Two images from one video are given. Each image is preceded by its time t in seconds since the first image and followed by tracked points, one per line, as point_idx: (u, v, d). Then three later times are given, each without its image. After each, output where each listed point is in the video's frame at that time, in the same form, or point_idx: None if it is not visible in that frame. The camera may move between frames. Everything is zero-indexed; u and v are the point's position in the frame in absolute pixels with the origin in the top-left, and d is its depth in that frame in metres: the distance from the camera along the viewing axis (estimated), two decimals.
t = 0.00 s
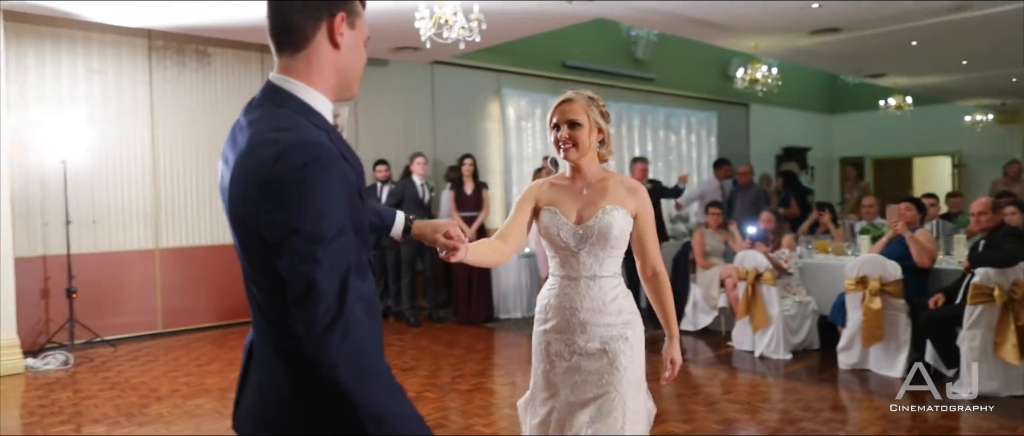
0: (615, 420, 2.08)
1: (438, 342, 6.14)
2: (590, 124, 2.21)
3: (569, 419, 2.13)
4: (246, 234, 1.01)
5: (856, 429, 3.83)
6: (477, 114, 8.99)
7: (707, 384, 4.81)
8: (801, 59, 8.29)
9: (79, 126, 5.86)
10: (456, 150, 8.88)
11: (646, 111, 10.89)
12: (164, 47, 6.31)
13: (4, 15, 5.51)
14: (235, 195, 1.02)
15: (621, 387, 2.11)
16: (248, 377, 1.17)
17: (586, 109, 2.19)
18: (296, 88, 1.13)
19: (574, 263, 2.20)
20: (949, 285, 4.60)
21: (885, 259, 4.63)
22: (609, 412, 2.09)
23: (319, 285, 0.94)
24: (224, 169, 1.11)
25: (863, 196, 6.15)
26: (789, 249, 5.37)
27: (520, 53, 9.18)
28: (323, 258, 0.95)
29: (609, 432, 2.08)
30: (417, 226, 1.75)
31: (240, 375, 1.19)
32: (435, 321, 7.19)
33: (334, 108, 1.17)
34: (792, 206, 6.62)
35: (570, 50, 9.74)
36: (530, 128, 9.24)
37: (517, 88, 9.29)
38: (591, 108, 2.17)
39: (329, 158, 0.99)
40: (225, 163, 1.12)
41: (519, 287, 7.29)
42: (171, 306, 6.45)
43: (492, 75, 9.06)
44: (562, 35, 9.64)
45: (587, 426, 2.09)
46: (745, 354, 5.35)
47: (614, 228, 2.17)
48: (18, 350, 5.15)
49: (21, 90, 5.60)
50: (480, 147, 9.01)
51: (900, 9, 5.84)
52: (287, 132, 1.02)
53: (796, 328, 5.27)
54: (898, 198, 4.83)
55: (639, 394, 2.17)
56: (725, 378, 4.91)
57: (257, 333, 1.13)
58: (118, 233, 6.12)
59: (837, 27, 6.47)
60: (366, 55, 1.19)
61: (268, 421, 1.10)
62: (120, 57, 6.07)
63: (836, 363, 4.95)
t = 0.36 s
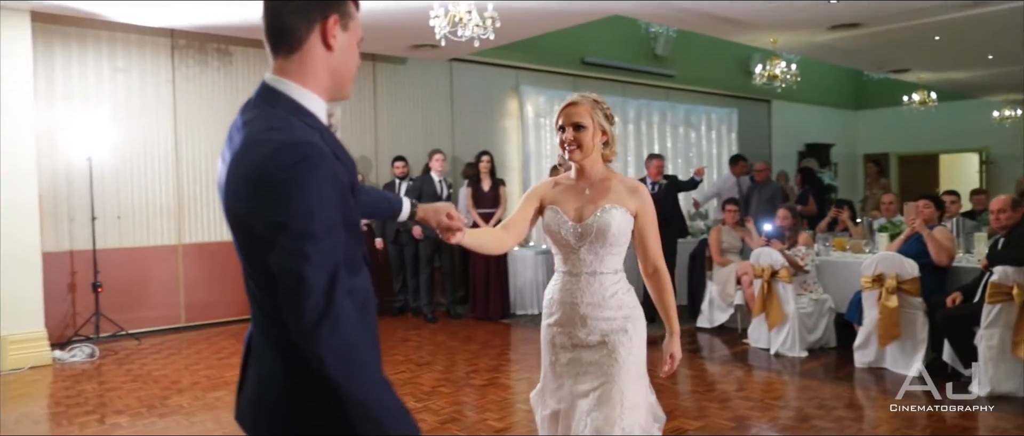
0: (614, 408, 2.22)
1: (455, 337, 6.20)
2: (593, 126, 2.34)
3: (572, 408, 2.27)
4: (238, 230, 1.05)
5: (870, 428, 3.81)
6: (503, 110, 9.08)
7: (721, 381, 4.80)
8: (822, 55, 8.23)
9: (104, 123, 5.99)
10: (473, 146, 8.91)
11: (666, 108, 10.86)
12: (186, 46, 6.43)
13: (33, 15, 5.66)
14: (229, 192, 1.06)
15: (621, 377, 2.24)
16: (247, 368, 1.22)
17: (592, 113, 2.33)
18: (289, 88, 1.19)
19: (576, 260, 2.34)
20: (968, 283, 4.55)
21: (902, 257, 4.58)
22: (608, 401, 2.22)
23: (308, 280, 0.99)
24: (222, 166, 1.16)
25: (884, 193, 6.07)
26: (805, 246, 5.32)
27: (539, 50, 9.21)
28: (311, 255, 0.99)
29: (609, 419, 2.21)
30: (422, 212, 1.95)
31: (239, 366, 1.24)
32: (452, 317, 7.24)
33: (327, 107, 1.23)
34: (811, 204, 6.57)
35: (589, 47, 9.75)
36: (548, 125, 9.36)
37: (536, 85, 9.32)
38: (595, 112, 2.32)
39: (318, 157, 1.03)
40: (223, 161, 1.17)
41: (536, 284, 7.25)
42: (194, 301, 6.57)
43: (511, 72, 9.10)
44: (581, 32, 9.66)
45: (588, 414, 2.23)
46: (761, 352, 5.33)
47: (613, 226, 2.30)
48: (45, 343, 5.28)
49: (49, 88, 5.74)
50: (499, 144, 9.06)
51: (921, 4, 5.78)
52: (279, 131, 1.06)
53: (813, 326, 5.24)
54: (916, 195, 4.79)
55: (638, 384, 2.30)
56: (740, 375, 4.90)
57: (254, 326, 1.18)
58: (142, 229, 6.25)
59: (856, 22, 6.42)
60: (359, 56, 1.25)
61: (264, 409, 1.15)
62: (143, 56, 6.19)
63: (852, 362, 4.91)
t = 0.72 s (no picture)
0: (613, 398, 2.26)
1: (471, 333, 6.25)
2: (598, 127, 2.38)
3: (574, 395, 2.34)
4: (233, 226, 1.10)
5: (883, 426, 3.79)
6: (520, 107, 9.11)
7: (735, 378, 4.79)
8: (841, 50, 8.15)
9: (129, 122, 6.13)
10: (490, 143, 8.94)
11: (684, 105, 10.83)
12: (208, 45, 6.54)
13: (59, 16, 5.80)
14: (225, 188, 1.11)
15: (621, 368, 2.28)
16: (246, 360, 1.27)
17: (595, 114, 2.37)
18: (283, 88, 1.26)
19: (581, 253, 2.38)
20: (985, 282, 4.51)
21: (918, 255, 4.56)
22: (608, 390, 2.27)
23: (298, 273, 1.03)
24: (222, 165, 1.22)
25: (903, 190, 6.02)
26: (820, 244, 5.29)
27: (557, 47, 9.23)
28: (300, 248, 1.03)
29: (608, 409, 2.26)
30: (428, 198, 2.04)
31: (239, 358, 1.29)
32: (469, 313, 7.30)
33: (321, 106, 1.30)
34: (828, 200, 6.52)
35: (607, 44, 9.75)
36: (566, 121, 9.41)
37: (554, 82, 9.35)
38: (598, 113, 2.36)
39: (309, 155, 1.08)
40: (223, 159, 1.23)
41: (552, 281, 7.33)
42: (215, 296, 6.69)
43: (529, 69, 9.14)
44: (599, 28, 9.66)
45: (588, 401, 2.29)
46: (776, 349, 5.31)
47: (615, 222, 2.34)
48: (71, 336, 5.42)
49: (76, 88, 5.88)
50: (516, 141, 9.11)
51: None
52: (272, 130, 1.11)
53: (828, 324, 5.21)
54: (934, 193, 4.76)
55: (639, 376, 2.33)
56: (755, 373, 4.89)
57: (253, 319, 1.23)
58: (165, 224, 6.38)
59: (875, 18, 6.36)
60: (352, 57, 1.32)
61: (263, 398, 1.19)
62: (167, 55, 6.31)
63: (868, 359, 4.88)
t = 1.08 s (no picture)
0: (613, 387, 2.30)
1: (486, 328, 6.29)
2: (603, 125, 2.40)
3: (576, 383, 2.38)
4: (229, 218, 1.15)
5: (896, 424, 3.77)
6: (537, 104, 9.14)
7: (748, 375, 4.78)
8: (861, 45, 8.07)
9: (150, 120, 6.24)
10: (506, 140, 8.96)
11: (703, 101, 10.78)
12: (227, 45, 6.64)
13: (83, 17, 5.92)
14: (223, 183, 1.17)
15: (622, 357, 2.31)
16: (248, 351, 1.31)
17: (601, 112, 2.39)
18: (282, 88, 1.31)
19: (585, 246, 2.41)
20: (1004, 279, 4.46)
21: (934, 253, 4.52)
22: (608, 379, 2.31)
23: (285, 262, 1.07)
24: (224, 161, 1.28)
25: (922, 187, 5.96)
26: (836, 241, 5.25)
27: (575, 43, 9.23)
28: (288, 240, 1.07)
29: (610, 396, 2.29)
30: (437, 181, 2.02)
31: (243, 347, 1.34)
32: (485, 308, 7.36)
33: (318, 105, 1.35)
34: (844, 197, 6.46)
35: (625, 40, 9.73)
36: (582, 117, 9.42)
37: (571, 78, 9.35)
38: (605, 110, 2.39)
39: (300, 151, 1.12)
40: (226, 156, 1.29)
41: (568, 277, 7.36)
42: (235, 291, 6.80)
43: (545, 65, 9.17)
44: (617, 25, 9.65)
45: (590, 389, 2.33)
46: (790, 347, 5.29)
47: (619, 217, 2.36)
48: (94, 329, 5.54)
49: (99, 87, 6.00)
50: (534, 137, 9.14)
51: None
52: (267, 127, 1.16)
53: (844, 321, 5.17)
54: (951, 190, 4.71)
55: (639, 365, 2.37)
56: (768, 370, 4.88)
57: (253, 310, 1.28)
58: (186, 220, 6.49)
59: (895, 12, 6.29)
60: (348, 57, 1.36)
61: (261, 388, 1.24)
62: (187, 54, 6.42)
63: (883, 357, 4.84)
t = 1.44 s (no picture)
0: (616, 377, 2.31)
1: (500, 324, 6.33)
2: (608, 122, 2.39)
3: (579, 373, 2.39)
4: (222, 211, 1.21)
5: (907, 422, 3.74)
6: (552, 101, 9.16)
7: (761, 372, 4.77)
8: (881, 40, 7.99)
9: (170, 118, 6.35)
10: (520, 137, 8.98)
11: (720, 97, 10.72)
12: (246, 43, 6.73)
13: (105, 17, 6.04)
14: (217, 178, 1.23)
15: (626, 348, 2.33)
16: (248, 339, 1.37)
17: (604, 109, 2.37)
18: (277, 86, 1.36)
19: (590, 239, 2.41)
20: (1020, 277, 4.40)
21: (949, 249, 4.47)
22: (611, 370, 2.32)
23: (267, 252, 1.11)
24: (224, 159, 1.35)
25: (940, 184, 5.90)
26: (851, 237, 5.23)
27: (591, 40, 9.22)
28: (269, 230, 1.12)
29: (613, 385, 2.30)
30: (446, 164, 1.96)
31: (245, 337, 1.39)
32: (499, 304, 7.40)
33: (313, 102, 1.39)
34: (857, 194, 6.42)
35: (641, 36, 9.71)
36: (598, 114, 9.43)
37: (587, 75, 9.36)
38: (609, 107, 2.37)
39: (285, 146, 1.17)
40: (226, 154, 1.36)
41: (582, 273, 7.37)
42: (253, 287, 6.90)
43: (561, 62, 9.19)
44: (633, 21, 9.63)
45: (593, 378, 2.34)
46: (804, 343, 5.27)
47: (624, 211, 2.36)
48: (117, 323, 5.66)
49: (120, 85, 6.12)
50: (550, 134, 9.16)
51: None
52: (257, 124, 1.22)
53: (859, 318, 5.14)
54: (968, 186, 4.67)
55: (641, 356, 2.38)
56: (780, 367, 4.86)
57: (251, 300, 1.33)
58: (205, 217, 6.60)
59: (914, 6, 6.22)
60: (344, 56, 1.41)
61: (259, 378, 1.28)
62: (206, 52, 6.52)
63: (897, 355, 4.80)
